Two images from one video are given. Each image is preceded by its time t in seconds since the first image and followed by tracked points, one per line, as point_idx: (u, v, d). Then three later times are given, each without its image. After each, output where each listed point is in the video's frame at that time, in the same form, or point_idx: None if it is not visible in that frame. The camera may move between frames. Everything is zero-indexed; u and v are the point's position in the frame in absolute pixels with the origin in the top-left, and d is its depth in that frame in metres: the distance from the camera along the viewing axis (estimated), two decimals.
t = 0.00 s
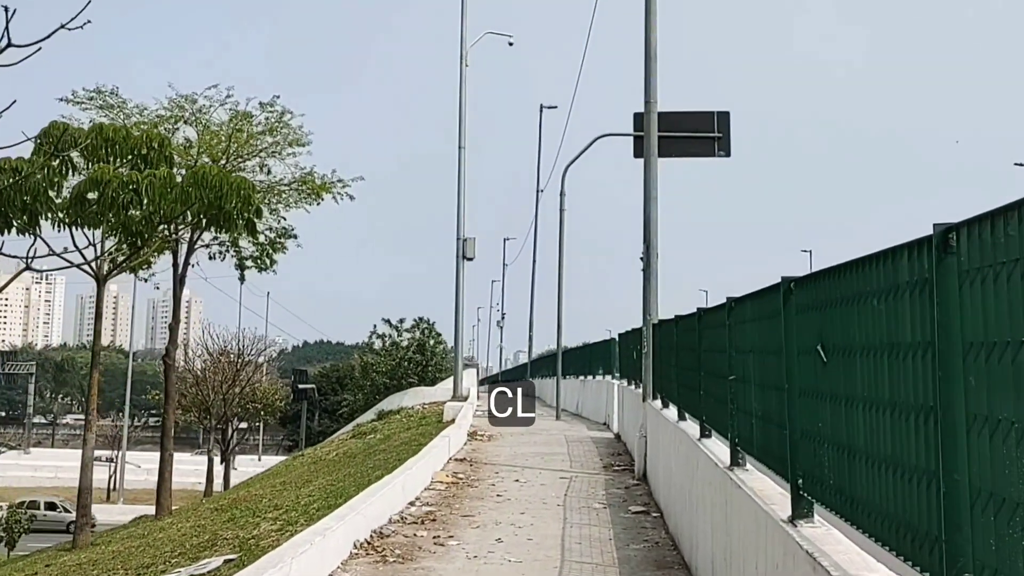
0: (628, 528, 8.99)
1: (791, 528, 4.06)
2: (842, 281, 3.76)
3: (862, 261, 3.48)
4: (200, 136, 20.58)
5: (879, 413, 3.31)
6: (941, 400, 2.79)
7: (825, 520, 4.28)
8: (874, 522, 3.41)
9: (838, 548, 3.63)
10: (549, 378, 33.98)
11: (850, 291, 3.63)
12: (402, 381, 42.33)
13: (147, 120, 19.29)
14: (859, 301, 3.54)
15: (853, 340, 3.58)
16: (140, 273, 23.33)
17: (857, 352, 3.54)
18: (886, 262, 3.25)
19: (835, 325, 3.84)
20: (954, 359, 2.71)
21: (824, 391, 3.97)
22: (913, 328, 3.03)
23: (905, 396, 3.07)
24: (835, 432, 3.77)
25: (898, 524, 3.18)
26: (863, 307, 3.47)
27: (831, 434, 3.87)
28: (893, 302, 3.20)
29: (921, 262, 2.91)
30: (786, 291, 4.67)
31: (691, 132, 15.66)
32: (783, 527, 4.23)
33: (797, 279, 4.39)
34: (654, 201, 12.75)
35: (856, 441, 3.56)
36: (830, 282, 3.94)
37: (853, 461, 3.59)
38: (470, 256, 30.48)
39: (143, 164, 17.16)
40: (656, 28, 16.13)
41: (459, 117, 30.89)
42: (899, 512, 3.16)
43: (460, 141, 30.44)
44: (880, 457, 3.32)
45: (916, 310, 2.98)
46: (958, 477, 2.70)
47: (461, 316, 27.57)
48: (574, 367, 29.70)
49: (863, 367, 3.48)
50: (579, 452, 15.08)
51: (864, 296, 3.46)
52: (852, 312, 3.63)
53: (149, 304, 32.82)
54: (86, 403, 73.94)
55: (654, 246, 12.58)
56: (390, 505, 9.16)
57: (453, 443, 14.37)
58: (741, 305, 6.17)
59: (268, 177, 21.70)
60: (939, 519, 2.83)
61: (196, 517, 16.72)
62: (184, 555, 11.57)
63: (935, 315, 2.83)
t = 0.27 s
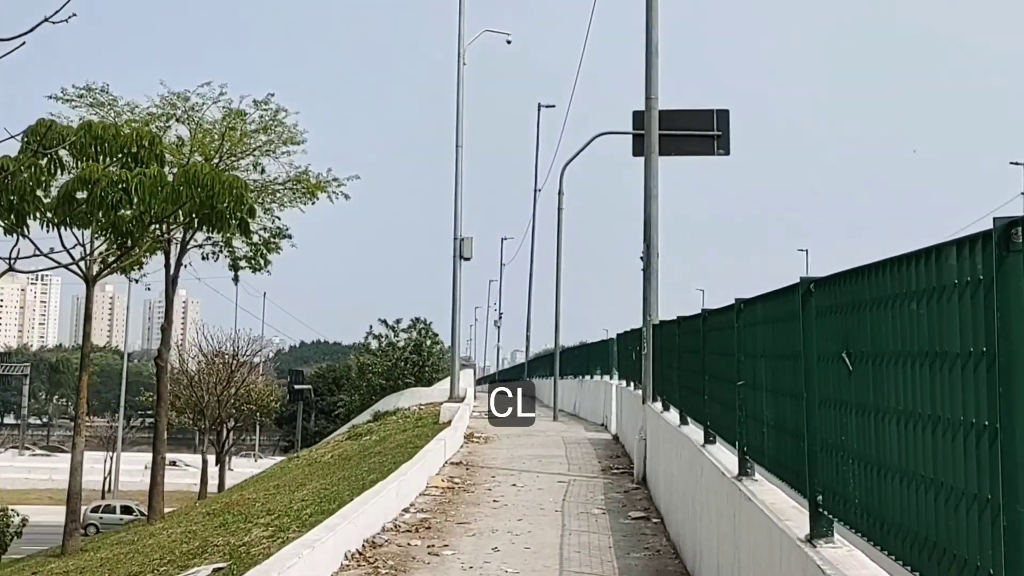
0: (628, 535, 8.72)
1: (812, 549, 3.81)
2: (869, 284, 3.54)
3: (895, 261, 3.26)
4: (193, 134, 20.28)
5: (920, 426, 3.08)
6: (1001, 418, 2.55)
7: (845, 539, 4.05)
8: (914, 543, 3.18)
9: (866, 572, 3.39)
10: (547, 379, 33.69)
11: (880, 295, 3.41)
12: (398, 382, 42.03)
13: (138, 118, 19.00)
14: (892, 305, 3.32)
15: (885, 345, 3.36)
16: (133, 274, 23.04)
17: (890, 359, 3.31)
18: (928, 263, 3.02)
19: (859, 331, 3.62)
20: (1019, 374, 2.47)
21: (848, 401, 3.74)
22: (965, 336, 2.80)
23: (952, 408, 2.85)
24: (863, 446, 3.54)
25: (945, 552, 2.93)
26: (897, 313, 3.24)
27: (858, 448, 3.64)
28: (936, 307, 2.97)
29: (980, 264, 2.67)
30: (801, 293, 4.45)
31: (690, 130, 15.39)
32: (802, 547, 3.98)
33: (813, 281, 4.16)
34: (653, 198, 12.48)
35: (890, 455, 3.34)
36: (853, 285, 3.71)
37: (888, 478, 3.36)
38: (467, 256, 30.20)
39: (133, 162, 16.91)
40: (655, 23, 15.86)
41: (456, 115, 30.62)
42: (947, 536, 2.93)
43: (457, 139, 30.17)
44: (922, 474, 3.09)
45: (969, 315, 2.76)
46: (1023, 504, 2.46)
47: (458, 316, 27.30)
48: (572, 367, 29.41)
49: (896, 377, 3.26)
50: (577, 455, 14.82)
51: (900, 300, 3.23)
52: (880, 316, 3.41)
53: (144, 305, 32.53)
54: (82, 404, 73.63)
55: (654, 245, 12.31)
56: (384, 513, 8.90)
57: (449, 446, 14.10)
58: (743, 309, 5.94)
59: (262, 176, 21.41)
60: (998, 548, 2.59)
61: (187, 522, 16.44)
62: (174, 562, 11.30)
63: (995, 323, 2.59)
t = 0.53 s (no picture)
0: (628, 542, 8.44)
1: (830, 568, 3.53)
2: (893, 280, 3.26)
3: (925, 255, 2.98)
4: (184, 132, 20.00)
5: (960, 436, 2.79)
6: None
7: (871, 559, 3.79)
8: (951, 564, 2.89)
9: None
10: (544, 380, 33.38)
11: (907, 293, 3.12)
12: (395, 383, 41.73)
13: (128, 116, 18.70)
14: (921, 303, 3.03)
15: (914, 347, 3.08)
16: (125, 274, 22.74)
17: (922, 363, 3.02)
18: (968, 255, 2.74)
19: (883, 332, 3.33)
20: None
21: (871, 408, 3.45)
22: (1012, 339, 2.52)
23: (996, 417, 2.57)
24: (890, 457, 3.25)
25: None
26: (928, 313, 2.95)
27: (883, 459, 3.35)
28: (977, 305, 2.69)
29: None
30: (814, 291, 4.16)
31: (690, 128, 15.10)
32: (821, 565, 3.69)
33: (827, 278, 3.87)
34: (653, 196, 12.20)
35: (923, 467, 3.05)
36: (875, 281, 3.43)
37: (919, 492, 3.07)
38: (464, 256, 29.91)
39: (124, 160, 16.62)
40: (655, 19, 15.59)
41: (453, 114, 30.35)
42: (990, 560, 2.65)
43: (454, 139, 29.90)
44: (961, 489, 2.80)
45: (1018, 311, 2.48)
46: None
47: (455, 317, 27.02)
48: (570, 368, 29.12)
49: (930, 381, 2.97)
50: (576, 458, 14.54)
51: (932, 298, 2.95)
52: (908, 315, 3.12)
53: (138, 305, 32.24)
54: (78, 406, 73.31)
55: (654, 244, 12.03)
56: (375, 519, 8.61)
57: (444, 449, 13.81)
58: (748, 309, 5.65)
59: (256, 175, 21.12)
60: None
61: (178, 528, 16.15)
62: (161, 569, 11.00)
63: None
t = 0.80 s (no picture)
0: (628, 550, 8.13)
1: None
2: (923, 268, 2.97)
3: (956, 239, 2.71)
4: (177, 130, 19.67)
5: (995, 439, 2.52)
6: None
7: (889, 574, 3.56)
8: None
9: None
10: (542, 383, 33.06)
11: (938, 281, 2.85)
12: (392, 386, 41.38)
13: (119, 114, 18.37)
14: (957, 294, 2.75)
15: (948, 342, 2.79)
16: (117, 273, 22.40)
17: (956, 360, 2.74)
18: (1005, 236, 2.47)
19: (909, 327, 3.06)
20: None
21: (896, 408, 3.16)
22: None
23: None
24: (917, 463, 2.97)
25: None
26: (965, 304, 2.67)
27: (909, 466, 3.08)
28: (1021, 295, 2.41)
29: None
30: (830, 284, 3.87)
31: (690, 127, 14.77)
32: None
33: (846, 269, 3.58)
34: (653, 194, 11.89)
35: (955, 474, 2.77)
36: (898, 271, 3.16)
37: (952, 501, 2.79)
38: (462, 257, 29.59)
39: (114, 157, 16.33)
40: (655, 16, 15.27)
41: (451, 114, 30.03)
42: None
43: (452, 139, 29.57)
44: (997, 499, 2.53)
45: None
46: None
47: (452, 319, 26.72)
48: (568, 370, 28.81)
49: (961, 378, 2.70)
50: (574, 461, 14.23)
51: (969, 288, 2.66)
52: (937, 307, 2.85)
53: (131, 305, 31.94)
54: (74, 407, 72.99)
55: (654, 242, 11.73)
56: (364, 527, 8.29)
57: (439, 452, 13.51)
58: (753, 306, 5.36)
59: (249, 173, 20.79)
60: None
61: (168, 532, 15.84)
62: None
63: None
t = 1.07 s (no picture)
0: (628, 559, 7.85)
1: None
2: (964, 271, 2.79)
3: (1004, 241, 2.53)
4: (169, 128, 19.37)
5: None
6: None
7: None
8: None
9: None
10: (540, 383, 32.77)
11: (977, 288, 2.71)
12: (389, 386, 41.10)
13: (110, 111, 18.08)
14: (1004, 300, 2.57)
15: (994, 351, 2.61)
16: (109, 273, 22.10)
17: (1002, 371, 2.56)
18: None
19: (948, 333, 2.88)
20: None
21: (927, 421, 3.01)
22: None
23: None
24: (952, 482, 2.82)
25: None
26: (1014, 311, 2.49)
27: (946, 483, 2.90)
28: None
29: None
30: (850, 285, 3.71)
31: (689, 125, 14.48)
32: None
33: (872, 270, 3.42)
34: (653, 191, 11.61)
35: (1000, 495, 2.59)
36: (935, 273, 2.97)
37: (991, 525, 2.65)
38: (459, 256, 29.32)
39: (104, 155, 16.02)
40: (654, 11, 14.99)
41: (449, 112, 29.78)
42: None
43: (449, 137, 29.31)
44: None
45: None
46: None
47: (449, 319, 26.44)
48: (566, 370, 28.52)
49: (1009, 391, 2.52)
50: (572, 464, 13.97)
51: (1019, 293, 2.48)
52: (982, 313, 2.67)
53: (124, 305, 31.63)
54: (70, 408, 72.66)
55: (654, 241, 11.46)
56: (355, 536, 8.03)
57: (435, 456, 13.24)
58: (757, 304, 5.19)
59: (243, 172, 20.50)
60: None
61: (158, 538, 15.57)
62: None
63: None
